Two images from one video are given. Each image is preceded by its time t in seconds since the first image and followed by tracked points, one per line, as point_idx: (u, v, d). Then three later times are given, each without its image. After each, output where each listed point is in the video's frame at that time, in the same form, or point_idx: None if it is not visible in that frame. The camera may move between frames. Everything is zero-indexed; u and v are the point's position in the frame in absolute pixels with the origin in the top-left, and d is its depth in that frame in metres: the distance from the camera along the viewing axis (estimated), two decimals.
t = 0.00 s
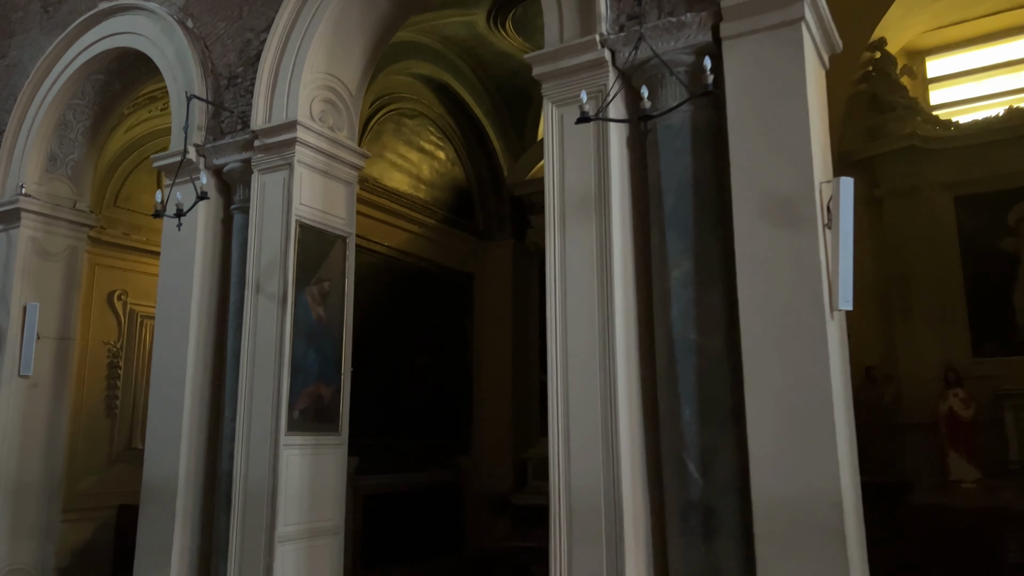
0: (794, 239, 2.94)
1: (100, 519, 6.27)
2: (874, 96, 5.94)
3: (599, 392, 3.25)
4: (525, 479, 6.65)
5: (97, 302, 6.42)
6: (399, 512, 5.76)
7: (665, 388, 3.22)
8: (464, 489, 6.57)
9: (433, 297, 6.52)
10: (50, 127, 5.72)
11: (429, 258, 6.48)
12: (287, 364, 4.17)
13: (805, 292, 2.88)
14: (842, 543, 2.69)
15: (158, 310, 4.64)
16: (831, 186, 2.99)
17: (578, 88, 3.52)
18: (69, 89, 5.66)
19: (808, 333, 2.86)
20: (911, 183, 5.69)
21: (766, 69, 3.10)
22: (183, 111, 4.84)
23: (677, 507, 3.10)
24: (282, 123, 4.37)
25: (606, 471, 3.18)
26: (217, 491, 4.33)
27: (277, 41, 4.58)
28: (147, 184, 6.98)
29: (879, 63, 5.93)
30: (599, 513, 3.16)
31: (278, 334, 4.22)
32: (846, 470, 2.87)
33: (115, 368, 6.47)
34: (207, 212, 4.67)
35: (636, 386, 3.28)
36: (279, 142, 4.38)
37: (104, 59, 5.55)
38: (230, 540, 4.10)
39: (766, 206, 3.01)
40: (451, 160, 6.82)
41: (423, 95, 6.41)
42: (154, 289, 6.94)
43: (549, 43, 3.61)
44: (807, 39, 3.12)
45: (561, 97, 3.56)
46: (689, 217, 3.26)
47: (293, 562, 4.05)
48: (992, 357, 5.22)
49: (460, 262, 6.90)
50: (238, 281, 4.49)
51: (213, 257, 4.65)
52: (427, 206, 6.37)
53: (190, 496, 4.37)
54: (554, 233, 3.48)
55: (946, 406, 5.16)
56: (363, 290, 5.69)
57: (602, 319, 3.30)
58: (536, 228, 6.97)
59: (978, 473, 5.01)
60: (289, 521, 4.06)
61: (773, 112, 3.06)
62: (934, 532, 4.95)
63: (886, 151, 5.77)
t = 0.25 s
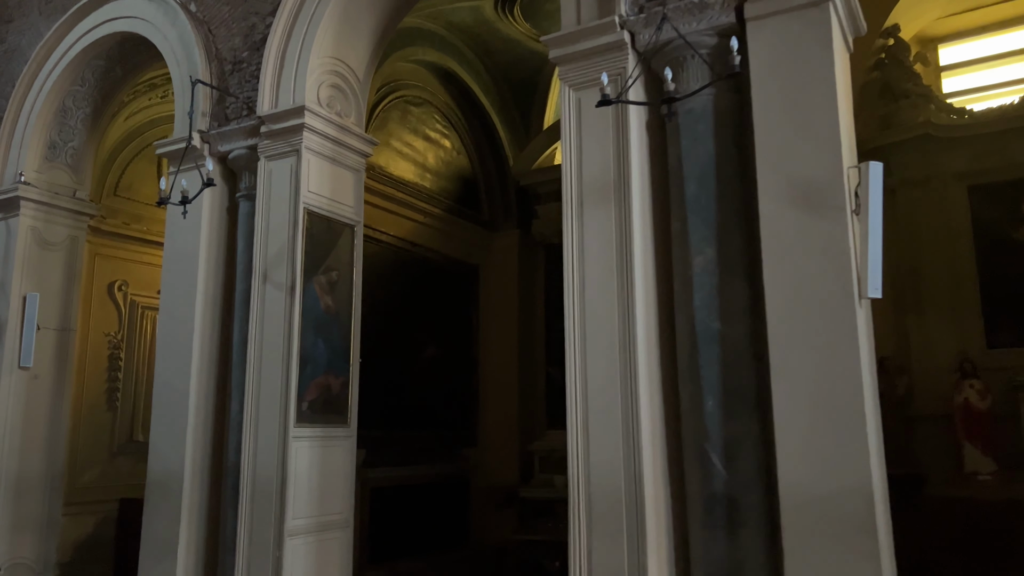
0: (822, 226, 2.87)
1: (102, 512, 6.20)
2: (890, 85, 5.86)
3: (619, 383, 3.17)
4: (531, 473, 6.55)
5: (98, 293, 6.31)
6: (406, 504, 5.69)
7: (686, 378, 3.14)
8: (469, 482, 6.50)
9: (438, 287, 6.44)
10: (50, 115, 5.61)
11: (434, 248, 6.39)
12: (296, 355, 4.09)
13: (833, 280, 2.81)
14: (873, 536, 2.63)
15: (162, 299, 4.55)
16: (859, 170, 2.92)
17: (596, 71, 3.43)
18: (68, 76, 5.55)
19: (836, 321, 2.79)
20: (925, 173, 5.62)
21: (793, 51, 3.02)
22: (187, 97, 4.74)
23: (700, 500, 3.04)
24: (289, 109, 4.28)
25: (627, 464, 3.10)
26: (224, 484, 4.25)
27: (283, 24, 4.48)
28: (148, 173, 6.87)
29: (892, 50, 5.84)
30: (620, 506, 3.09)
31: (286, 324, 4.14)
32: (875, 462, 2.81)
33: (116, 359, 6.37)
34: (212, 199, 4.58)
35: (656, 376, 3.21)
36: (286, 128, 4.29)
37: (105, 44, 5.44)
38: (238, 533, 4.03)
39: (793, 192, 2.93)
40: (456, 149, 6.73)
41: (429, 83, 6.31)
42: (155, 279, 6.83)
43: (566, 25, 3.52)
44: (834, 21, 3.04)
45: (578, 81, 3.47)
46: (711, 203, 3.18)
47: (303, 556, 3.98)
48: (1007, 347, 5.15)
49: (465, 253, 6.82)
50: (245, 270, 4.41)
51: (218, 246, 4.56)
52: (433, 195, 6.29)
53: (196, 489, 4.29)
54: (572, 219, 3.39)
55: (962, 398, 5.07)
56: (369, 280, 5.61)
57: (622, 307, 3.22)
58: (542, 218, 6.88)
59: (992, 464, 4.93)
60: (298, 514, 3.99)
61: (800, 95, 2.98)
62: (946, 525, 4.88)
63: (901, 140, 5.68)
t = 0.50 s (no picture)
0: (855, 219, 2.79)
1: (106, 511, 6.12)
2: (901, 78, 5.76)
3: (643, 381, 3.09)
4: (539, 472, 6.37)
5: (100, 289, 6.21)
6: (414, 502, 5.61)
7: (712, 375, 3.07)
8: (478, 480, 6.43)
9: (446, 283, 6.35)
10: (51, 107, 5.51)
11: (442, 243, 6.31)
12: (308, 352, 4.01)
13: (867, 275, 2.73)
14: (910, 539, 2.55)
15: (169, 295, 4.46)
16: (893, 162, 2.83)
17: (618, 61, 3.34)
18: (70, 67, 5.44)
19: (871, 318, 2.71)
20: (942, 165, 5.55)
21: (824, 39, 2.93)
22: (193, 88, 4.64)
23: (727, 501, 2.96)
24: (299, 100, 4.19)
25: (651, 464, 3.02)
26: (234, 484, 4.16)
27: (293, 14, 4.38)
28: (151, 167, 6.76)
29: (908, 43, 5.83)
30: (644, 507, 3.01)
31: (297, 320, 4.06)
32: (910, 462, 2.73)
33: (119, 356, 6.27)
34: (219, 193, 4.48)
35: (681, 374, 3.12)
36: (296, 120, 4.20)
37: (108, 35, 5.33)
38: (248, 533, 3.94)
39: (824, 184, 2.85)
40: (464, 143, 6.64)
41: (436, 76, 6.22)
42: (158, 274, 6.73)
43: (586, 13, 3.43)
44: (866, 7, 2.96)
45: (599, 71, 3.38)
46: (738, 197, 3.09)
47: (315, 557, 3.90)
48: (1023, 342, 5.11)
49: (473, 248, 6.73)
50: (253, 264, 4.32)
51: (226, 240, 4.47)
52: (441, 189, 6.20)
53: (204, 488, 4.20)
54: (593, 212, 3.30)
55: (982, 395, 4.94)
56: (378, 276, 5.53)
57: (646, 303, 3.13)
58: (551, 213, 6.79)
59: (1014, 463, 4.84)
60: (310, 515, 3.91)
61: (831, 84, 2.89)
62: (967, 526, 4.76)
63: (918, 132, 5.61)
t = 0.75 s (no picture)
0: (890, 210, 2.71)
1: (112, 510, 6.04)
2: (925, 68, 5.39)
3: (670, 376, 3.01)
4: (550, 468, 6.36)
5: (105, 284, 6.13)
6: (424, 500, 5.56)
7: (741, 371, 2.99)
8: (488, 478, 6.36)
9: (455, 279, 6.28)
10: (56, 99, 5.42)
11: (451, 238, 6.24)
12: (321, 348, 3.94)
13: (904, 267, 2.66)
14: (950, 539, 2.48)
15: (178, 290, 4.38)
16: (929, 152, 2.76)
17: (641, 50, 3.27)
18: (75, 59, 5.36)
19: (907, 312, 2.64)
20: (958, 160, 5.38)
21: (857, 26, 2.86)
22: (202, 79, 4.56)
23: (757, 500, 2.89)
24: (312, 91, 4.11)
25: (679, 462, 2.95)
26: (245, 482, 4.09)
27: (304, 3, 4.30)
28: (155, 161, 6.68)
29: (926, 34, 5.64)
30: (672, 506, 2.93)
31: (310, 315, 3.98)
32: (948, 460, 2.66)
33: (124, 353, 6.19)
34: (230, 186, 4.41)
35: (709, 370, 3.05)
36: (308, 111, 4.12)
37: (113, 26, 5.25)
38: (261, 532, 3.87)
39: (858, 174, 2.77)
40: (473, 137, 6.57)
41: (446, 69, 6.15)
42: (164, 270, 6.65)
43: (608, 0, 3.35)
44: None
45: (622, 60, 3.31)
46: (767, 188, 3.02)
47: (330, 557, 3.83)
48: None
49: (482, 243, 6.66)
50: (265, 259, 4.24)
51: (237, 234, 4.40)
52: (451, 184, 6.13)
53: (215, 486, 4.13)
54: (616, 204, 3.22)
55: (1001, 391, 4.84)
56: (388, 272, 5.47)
57: (672, 296, 3.06)
58: (560, 208, 6.71)
59: None
60: (324, 514, 3.84)
61: (865, 72, 2.82)
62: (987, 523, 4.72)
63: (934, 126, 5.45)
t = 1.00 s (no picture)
0: (930, 202, 2.65)
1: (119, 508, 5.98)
2: (958, 60, 4.91)
3: (701, 372, 2.94)
4: (562, 466, 6.30)
5: (112, 280, 6.05)
6: (436, 498, 5.50)
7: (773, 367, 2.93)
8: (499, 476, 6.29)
9: (466, 274, 6.21)
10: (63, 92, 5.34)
11: (463, 233, 6.17)
12: (338, 344, 3.87)
13: (944, 260, 2.60)
14: (995, 538, 2.42)
15: (190, 284, 4.31)
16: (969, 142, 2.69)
17: (669, 38, 3.20)
18: (83, 50, 5.28)
19: (948, 306, 2.57)
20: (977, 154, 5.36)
21: (894, 13, 2.79)
22: (214, 70, 4.48)
23: (791, 498, 2.82)
24: (328, 83, 4.03)
25: (710, 460, 2.88)
26: (260, 480, 4.02)
27: None
28: (162, 155, 6.60)
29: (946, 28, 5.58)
30: (703, 505, 2.87)
31: (326, 310, 3.92)
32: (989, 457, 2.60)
33: (131, 349, 6.11)
34: (242, 179, 4.33)
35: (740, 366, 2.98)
36: (324, 103, 4.05)
37: (122, 17, 5.17)
38: (277, 531, 3.81)
39: (895, 165, 2.71)
40: (484, 131, 6.49)
41: (457, 62, 6.07)
42: (171, 266, 6.56)
43: None
44: None
45: (649, 48, 3.24)
46: (799, 179, 2.95)
47: (347, 556, 3.77)
48: None
49: (493, 239, 6.59)
50: (279, 253, 4.17)
51: (249, 228, 4.32)
52: (463, 178, 6.06)
53: (229, 484, 4.06)
54: (643, 196, 3.15)
55: None
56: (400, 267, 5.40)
57: (703, 290, 2.99)
58: (572, 203, 6.64)
59: None
60: (341, 512, 3.77)
61: (902, 60, 2.75)
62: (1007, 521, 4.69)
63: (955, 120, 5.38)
